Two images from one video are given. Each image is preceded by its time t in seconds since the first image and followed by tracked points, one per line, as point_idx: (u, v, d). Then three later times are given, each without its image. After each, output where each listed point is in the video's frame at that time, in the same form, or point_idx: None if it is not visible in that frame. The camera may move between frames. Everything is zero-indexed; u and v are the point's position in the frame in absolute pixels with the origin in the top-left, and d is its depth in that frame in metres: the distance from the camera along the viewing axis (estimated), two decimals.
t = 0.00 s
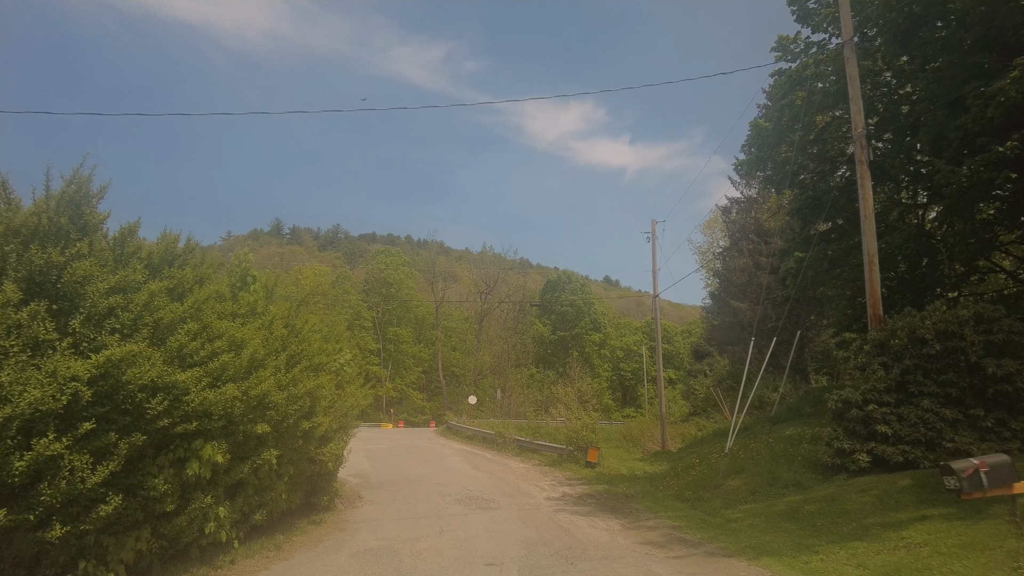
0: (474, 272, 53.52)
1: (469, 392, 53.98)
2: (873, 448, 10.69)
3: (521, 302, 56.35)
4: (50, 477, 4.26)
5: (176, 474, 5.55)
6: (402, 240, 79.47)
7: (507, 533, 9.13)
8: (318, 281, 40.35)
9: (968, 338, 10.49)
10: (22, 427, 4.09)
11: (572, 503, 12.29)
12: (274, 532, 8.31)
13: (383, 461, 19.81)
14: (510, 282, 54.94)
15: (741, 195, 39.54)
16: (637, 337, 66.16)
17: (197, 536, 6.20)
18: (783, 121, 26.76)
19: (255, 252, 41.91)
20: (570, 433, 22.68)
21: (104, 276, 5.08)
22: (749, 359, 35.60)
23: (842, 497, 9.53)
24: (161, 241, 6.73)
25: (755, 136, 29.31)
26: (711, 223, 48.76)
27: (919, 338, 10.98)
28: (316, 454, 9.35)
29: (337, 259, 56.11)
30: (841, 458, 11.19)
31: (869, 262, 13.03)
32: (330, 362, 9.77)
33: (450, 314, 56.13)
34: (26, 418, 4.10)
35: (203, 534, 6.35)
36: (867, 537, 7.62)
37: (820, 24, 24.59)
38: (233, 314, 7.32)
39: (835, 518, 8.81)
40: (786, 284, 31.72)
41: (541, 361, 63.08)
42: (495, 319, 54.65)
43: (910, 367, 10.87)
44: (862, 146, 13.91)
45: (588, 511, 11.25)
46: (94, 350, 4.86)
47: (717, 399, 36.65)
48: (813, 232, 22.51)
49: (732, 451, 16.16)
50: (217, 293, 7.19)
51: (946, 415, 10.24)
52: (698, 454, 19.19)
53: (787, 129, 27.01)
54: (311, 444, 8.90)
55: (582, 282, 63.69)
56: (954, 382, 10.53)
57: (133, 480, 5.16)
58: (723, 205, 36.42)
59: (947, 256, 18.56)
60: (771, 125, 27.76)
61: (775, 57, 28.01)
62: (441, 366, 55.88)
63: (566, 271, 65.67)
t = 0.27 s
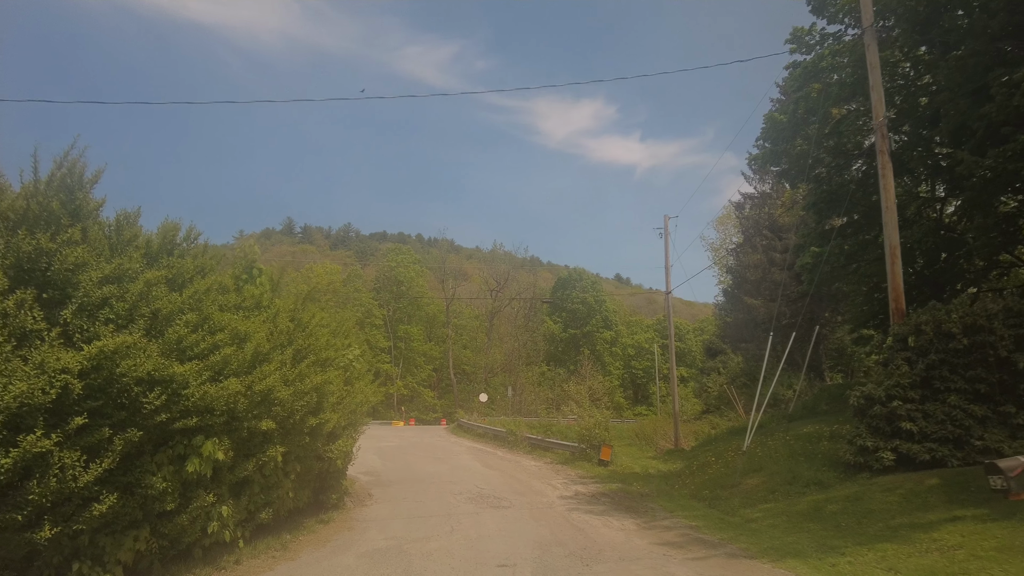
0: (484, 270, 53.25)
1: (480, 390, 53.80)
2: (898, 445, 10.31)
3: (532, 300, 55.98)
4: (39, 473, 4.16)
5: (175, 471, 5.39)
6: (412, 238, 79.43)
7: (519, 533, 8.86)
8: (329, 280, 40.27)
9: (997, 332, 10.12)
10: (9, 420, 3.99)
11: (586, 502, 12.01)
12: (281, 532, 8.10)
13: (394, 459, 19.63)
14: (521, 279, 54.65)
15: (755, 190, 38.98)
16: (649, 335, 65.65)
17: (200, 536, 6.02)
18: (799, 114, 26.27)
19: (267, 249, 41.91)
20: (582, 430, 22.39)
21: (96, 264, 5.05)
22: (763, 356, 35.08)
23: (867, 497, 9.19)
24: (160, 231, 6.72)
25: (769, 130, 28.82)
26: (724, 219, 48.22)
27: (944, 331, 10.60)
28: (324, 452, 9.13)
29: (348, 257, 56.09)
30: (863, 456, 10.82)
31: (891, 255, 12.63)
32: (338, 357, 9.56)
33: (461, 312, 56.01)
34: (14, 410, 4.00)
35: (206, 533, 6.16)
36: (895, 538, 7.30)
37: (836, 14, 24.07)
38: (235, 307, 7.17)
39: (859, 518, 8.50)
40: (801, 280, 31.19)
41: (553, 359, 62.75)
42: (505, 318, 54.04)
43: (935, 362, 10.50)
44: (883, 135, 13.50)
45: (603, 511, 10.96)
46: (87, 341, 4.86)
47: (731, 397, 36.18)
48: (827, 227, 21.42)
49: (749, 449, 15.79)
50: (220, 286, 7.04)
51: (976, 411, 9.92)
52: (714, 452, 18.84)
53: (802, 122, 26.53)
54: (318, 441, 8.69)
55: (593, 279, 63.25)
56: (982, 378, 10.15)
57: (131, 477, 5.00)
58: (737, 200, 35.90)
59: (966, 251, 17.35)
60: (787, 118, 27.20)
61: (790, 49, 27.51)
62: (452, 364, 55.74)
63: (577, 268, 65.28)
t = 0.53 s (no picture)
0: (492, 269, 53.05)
1: (488, 389, 53.61)
2: (920, 446, 9.95)
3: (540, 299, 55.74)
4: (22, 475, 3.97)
5: (171, 472, 5.19)
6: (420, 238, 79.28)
7: (529, 536, 8.59)
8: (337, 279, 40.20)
9: None
10: None
11: (596, 504, 11.73)
12: (283, 535, 7.87)
13: (401, 459, 19.41)
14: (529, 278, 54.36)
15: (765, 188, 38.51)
16: (657, 334, 65.23)
17: (197, 540, 5.80)
18: (811, 110, 25.84)
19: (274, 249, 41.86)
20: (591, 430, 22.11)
21: (84, 256, 4.91)
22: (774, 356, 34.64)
23: (887, 499, 8.87)
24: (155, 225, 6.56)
25: (780, 126, 28.40)
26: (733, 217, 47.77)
27: (967, 329, 10.25)
28: (328, 453, 8.90)
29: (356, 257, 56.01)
30: (883, 458, 10.46)
31: (910, 250, 12.28)
32: (342, 355, 9.33)
33: (469, 311, 55.81)
34: None
35: (204, 538, 5.94)
36: (923, 544, 6.97)
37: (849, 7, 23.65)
38: (234, 302, 6.98)
39: (881, 522, 8.18)
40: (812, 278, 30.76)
41: (560, 359, 62.45)
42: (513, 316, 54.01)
43: (958, 361, 10.16)
44: (901, 127, 13.14)
45: (614, 513, 10.67)
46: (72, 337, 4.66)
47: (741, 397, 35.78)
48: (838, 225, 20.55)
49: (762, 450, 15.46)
50: (219, 281, 6.84)
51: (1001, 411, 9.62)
52: (725, 453, 18.50)
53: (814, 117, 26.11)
54: (322, 442, 8.46)
55: (601, 278, 62.87)
56: (1008, 376, 9.83)
57: (123, 480, 4.82)
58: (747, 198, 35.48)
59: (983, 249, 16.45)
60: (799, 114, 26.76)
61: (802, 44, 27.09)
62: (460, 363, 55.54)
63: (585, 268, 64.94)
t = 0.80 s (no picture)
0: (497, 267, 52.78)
1: (493, 388, 53.37)
2: (938, 445, 9.66)
3: (545, 297, 55.41)
4: None
5: (159, 471, 5.02)
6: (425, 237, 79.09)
7: (534, 537, 8.34)
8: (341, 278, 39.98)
9: None
10: None
11: (603, 504, 11.47)
12: (281, 536, 7.66)
13: (405, 457, 19.20)
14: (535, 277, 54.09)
15: (772, 184, 38.10)
16: (663, 333, 64.86)
17: (189, 542, 5.60)
18: (819, 104, 25.46)
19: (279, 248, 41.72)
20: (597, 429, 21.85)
21: (62, 244, 4.78)
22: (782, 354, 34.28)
23: (904, 500, 8.59)
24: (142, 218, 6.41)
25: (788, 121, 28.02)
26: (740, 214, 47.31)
27: (984, 324, 9.94)
28: (328, 451, 8.67)
29: (361, 255, 55.83)
30: (899, 457, 10.15)
31: (926, 244, 11.95)
32: (343, 352, 9.12)
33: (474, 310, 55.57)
34: None
35: (196, 539, 5.74)
36: (943, 547, 6.70)
37: None
38: (228, 295, 6.79)
39: (899, 523, 7.90)
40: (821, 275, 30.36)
41: (566, 357, 62.18)
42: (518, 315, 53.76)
43: (977, 356, 9.84)
44: (916, 118, 12.82)
45: (621, 513, 10.41)
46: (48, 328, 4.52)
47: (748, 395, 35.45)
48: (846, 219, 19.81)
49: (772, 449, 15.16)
50: (213, 275, 6.66)
51: None
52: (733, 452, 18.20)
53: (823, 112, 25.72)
54: (322, 440, 8.24)
55: (607, 277, 62.50)
56: None
57: (107, 480, 4.66)
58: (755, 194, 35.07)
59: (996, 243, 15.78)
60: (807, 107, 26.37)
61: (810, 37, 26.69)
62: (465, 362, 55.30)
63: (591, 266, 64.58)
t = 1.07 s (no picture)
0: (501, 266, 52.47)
1: (498, 387, 53.07)
2: (957, 443, 9.33)
3: (549, 296, 55.07)
4: None
5: (138, 470, 4.78)
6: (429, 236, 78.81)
7: (537, 539, 8.04)
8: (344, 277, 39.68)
9: None
10: None
11: (609, 504, 11.15)
12: (276, 538, 7.38)
13: (408, 457, 18.92)
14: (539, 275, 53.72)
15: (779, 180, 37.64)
16: (668, 331, 64.43)
17: (175, 544, 5.34)
18: (827, 97, 25.06)
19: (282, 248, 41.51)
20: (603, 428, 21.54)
21: (31, 229, 4.56)
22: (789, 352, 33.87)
23: (921, 499, 8.28)
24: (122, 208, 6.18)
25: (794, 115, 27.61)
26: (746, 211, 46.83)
27: (1003, 317, 9.60)
28: (325, 450, 8.39)
29: (365, 254, 55.62)
30: (916, 455, 9.81)
31: (941, 235, 11.60)
32: (341, 348, 8.85)
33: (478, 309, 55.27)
34: None
35: (182, 542, 5.48)
36: (967, 550, 6.38)
37: None
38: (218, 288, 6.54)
39: (918, 524, 7.58)
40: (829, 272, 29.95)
41: (571, 356, 61.83)
42: (523, 313, 53.44)
43: (995, 351, 9.50)
44: (930, 107, 12.46)
45: (627, 514, 10.09)
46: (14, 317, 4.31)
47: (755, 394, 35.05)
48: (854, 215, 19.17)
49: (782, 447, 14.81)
50: (201, 267, 6.42)
51: None
52: (742, 451, 17.85)
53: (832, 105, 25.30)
54: (319, 438, 7.97)
55: (612, 275, 62.08)
56: None
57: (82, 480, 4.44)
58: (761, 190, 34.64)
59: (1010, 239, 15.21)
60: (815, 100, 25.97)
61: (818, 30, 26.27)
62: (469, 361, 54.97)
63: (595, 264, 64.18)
